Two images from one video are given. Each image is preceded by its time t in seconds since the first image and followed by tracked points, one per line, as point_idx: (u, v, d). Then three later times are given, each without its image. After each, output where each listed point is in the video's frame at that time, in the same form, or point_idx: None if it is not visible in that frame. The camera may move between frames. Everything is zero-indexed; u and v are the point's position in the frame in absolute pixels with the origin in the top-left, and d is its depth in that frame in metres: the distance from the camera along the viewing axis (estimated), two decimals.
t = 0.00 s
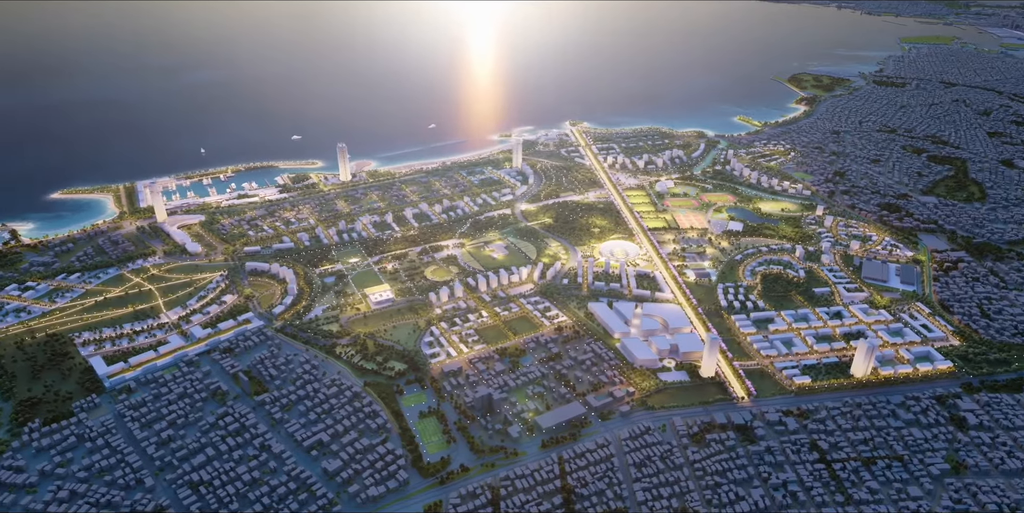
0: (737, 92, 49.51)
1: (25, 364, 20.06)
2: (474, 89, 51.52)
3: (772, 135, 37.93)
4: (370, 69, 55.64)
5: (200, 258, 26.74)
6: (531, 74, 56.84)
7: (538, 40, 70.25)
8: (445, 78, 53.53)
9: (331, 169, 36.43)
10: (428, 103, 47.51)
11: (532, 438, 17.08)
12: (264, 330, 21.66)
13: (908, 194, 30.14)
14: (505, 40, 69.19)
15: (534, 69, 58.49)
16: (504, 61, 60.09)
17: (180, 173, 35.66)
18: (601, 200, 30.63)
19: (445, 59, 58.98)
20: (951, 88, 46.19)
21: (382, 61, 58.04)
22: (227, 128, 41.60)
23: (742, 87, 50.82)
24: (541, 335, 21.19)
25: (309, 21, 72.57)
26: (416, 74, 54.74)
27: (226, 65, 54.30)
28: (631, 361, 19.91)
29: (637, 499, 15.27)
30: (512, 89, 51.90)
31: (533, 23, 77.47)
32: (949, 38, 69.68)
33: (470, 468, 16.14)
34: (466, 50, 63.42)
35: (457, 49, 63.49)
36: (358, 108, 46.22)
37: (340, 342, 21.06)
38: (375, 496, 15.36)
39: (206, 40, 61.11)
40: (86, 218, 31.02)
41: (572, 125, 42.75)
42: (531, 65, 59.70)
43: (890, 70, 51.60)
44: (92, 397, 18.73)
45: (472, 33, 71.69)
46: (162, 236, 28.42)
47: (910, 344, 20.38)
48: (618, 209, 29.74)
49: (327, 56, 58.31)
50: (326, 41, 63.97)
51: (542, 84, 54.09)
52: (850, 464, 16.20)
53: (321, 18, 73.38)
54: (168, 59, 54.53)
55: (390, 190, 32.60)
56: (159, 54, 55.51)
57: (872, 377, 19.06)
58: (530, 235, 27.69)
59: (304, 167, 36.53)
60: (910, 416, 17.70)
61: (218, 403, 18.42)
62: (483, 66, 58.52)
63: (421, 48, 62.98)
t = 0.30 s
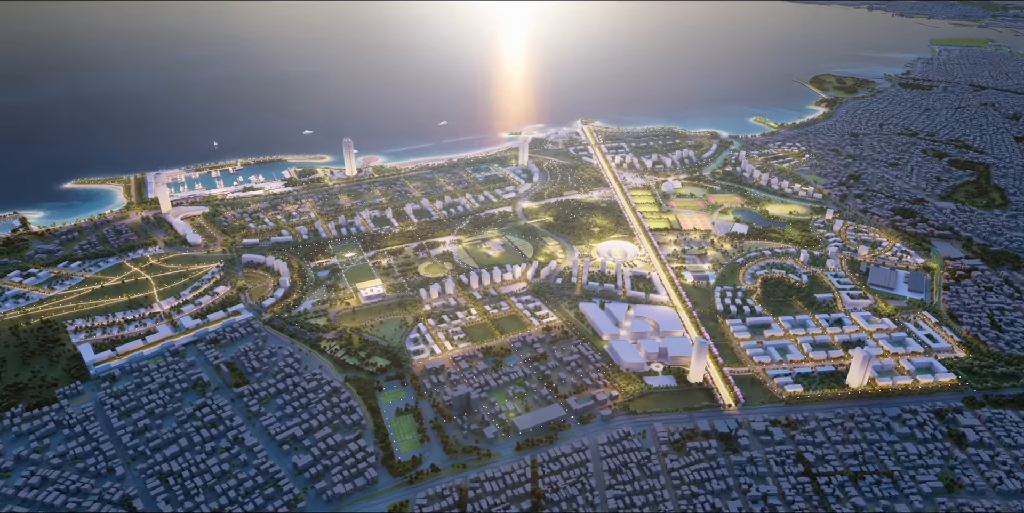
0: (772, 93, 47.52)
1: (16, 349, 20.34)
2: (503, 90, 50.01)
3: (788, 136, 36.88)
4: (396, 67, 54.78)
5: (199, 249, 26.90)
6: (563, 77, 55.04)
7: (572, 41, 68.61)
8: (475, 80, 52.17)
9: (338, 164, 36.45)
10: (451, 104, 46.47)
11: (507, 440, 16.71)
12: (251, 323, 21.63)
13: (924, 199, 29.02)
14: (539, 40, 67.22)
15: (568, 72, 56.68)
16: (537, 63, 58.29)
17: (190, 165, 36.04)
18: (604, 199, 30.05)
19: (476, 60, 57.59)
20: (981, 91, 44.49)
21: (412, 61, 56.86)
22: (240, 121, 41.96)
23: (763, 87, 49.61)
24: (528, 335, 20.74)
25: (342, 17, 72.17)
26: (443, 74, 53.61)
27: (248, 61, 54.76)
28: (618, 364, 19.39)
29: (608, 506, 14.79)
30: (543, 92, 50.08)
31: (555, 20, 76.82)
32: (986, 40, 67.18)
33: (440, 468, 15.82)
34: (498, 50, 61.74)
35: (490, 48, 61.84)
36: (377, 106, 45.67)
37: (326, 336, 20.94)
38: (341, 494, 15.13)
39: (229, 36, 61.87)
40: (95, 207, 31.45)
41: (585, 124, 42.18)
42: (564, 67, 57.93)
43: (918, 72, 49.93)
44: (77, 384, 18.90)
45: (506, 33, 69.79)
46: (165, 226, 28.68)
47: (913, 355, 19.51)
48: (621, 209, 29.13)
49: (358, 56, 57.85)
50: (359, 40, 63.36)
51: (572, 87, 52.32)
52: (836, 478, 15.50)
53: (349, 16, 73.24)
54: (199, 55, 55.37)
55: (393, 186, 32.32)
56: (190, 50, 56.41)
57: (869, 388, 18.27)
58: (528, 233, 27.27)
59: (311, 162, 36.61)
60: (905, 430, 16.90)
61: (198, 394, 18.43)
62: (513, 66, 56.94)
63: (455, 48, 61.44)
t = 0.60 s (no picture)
0: (799, 94, 46.08)
1: (9, 334, 20.65)
2: (534, 92, 48.75)
3: (803, 138, 35.87)
4: (424, 65, 53.94)
5: (198, 240, 27.08)
6: (595, 78, 53.49)
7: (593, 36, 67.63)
8: (506, 80, 51.01)
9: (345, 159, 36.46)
10: (471, 103, 45.77)
11: (480, 441, 16.37)
12: (239, 315, 21.63)
13: (940, 205, 27.92)
14: (573, 36, 65.48)
15: (601, 72, 55.15)
16: (569, 63, 56.79)
17: (199, 158, 36.38)
18: (606, 199, 29.50)
19: (508, 59, 56.38)
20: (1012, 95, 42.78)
21: (442, 58, 55.71)
22: (253, 114, 42.27)
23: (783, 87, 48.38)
24: (514, 334, 20.35)
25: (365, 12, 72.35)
26: (473, 74, 52.51)
27: (268, 56, 54.91)
28: (602, 366, 18.91)
29: None
30: (575, 95, 48.68)
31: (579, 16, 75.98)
32: None
33: (409, 467, 15.56)
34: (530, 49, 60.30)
35: (524, 47, 60.40)
36: (401, 104, 44.97)
37: (311, 330, 20.84)
38: (307, 490, 14.96)
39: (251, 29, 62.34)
40: (104, 197, 31.88)
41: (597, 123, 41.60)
42: (597, 67, 56.34)
43: (946, 75, 48.25)
44: (62, 371, 19.10)
45: (538, 29, 68.09)
46: (168, 218, 28.95)
47: (912, 366, 18.68)
48: (622, 209, 28.54)
49: (375, 48, 57.90)
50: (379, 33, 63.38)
51: (604, 89, 50.84)
52: (818, 492, 14.84)
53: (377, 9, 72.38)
54: (223, 50, 55.69)
55: (397, 182, 32.20)
56: (211, 43, 57.00)
57: (862, 399, 17.53)
58: (526, 231, 26.88)
59: (319, 157, 36.69)
60: (896, 444, 16.14)
61: (178, 384, 18.46)
62: (547, 66, 55.55)
63: (483, 45, 60.43)
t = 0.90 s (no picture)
0: (819, 96, 44.89)
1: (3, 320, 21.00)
2: (565, 93, 47.74)
3: (817, 141, 34.88)
4: (447, 63, 53.49)
5: (198, 232, 27.29)
6: (626, 79, 52.14)
7: (614, 32, 66.67)
8: (537, 81, 50.06)
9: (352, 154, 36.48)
10: (484, 100, 45.44)
11: (451, 442, 16.07)
12: (227, 306, 21.65)
13: (955, 211, 26.85)
14: (593, 33, 64.84)
15: (628, 71, 53.96)
16: (601, 63, 55.49)
17: (209, 152, 36.75)
18: (608, 199, 28.99)
19: (539, 59, 55.45)
20: None
21: (471, 57, 54.95)
22: (266, 109, 42.58)
23: (804, 89, 47.14)
24: (498, 333, 20.02)
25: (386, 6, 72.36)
26: (504, 74, 51.69)
27: (287, 50, 55.19)
28: (584, 369, 18.47)
29: None
30: (606, 96, 47.51)
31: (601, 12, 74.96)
32: None
33: (375, 466, 15.32)
34: (562, 49, 59.17)
35: (555, 47, 59.34)
36: (426, 102, 44.42)
37: (295, 323, 20.76)
38: (271, 484, 14.83)
39: (273, 21, 62.69)
40: (113, 188, 32.36)
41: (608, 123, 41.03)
42: (629, 67, 54.95)
43: (976, 79, 46.61)
44: (49, 358, 19.32)
45: (568, 28, 66.79)
46: (172, 209, 29.25)
47: (909, 378, 17.88)
48: (623, 209, 28.00)
49: (392, 43, 57.94)
50: (398, 26, 63.31)
51: (636, 89, 49.48)
52: (795, 507, 14.21)
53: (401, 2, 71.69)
54: (244, 47, 54.56)
55: (399, 178, 32.08)
56: (232, 36, 57.49)
57: (852, 410, 16.80)
58: (523, 230, 26.52)
59: (326, 152, 36.80)
60: (884, 459, 15.41)
61: (158, 374, 18.54)
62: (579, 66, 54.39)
63: (501, 42, 60.03)
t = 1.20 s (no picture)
0: (838, 99, 43.69)
1: None
2: (594, 94, 46.88)
3: (830, 144, 33.93)
4: (463, 60, 53.28)
5: (197, 225, 27.51)
6: (655, 79, 51.04)
7: (634, 31, 65.81)
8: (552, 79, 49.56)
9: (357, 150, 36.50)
10: (495, 98, 45.12)
11: (420, 441, 15.82)
12: (214, 299, 21.69)
13: (968, 219, 25.82)
14: (612, 32, 64.10)
15: (645, 70, 53.11)
16: (621, 63, 54.75)
17: (218, 146, 37.11)
18: (608, 200, 28.51)
19: (568, 60, 54.69)
20: None
21: (492, 56, 54.52)
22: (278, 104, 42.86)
23: (824, 91, 45.96)
24: (480, 332, 19.72)
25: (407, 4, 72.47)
26: (530, 73, 50.99)
27: (304, 46, 55.52)
28: (563, 370, 18.08)
29: None
30: (633, 96, 46.54)
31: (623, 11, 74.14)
32: None
33: (339, 463, 15.14)
34: (593, 50, 58.33)
35: (585, 48, 58.55)
36: (441, 100, 44.21)
37: (280, 317, 20.70)
38: (234, 478, 14.75)
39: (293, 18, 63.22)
40: (121, 180, 32.83)
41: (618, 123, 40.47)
42: (659, 67, 53.74)
43: (1005, 83, 44.96)
44: (37, 344, 19.56)
45: (597, 28, 65.72)
46: (174, 202, 29.55)
47: (902, 390, 17.14)
48: (622, 210, 27.50)
49: (409, 41, 57.99)
50: (416, 24, 63.38)
51: (665, 89, 48.38)
52: None
53: (422, 0, 71.45)
54: (263, 45, 55.06)
55: (401, 175, 31.99)
56: (251, 32, 58.06)
57: (838, 422, 16.15)
58: (518, 229, 26.21)
59: (332, 149, 36.91)
60: (866, 473, 14.75)
61: (139, 364, 18.63)
62: (603, 65, 53.65)
63: (518, 41, 59.69)
